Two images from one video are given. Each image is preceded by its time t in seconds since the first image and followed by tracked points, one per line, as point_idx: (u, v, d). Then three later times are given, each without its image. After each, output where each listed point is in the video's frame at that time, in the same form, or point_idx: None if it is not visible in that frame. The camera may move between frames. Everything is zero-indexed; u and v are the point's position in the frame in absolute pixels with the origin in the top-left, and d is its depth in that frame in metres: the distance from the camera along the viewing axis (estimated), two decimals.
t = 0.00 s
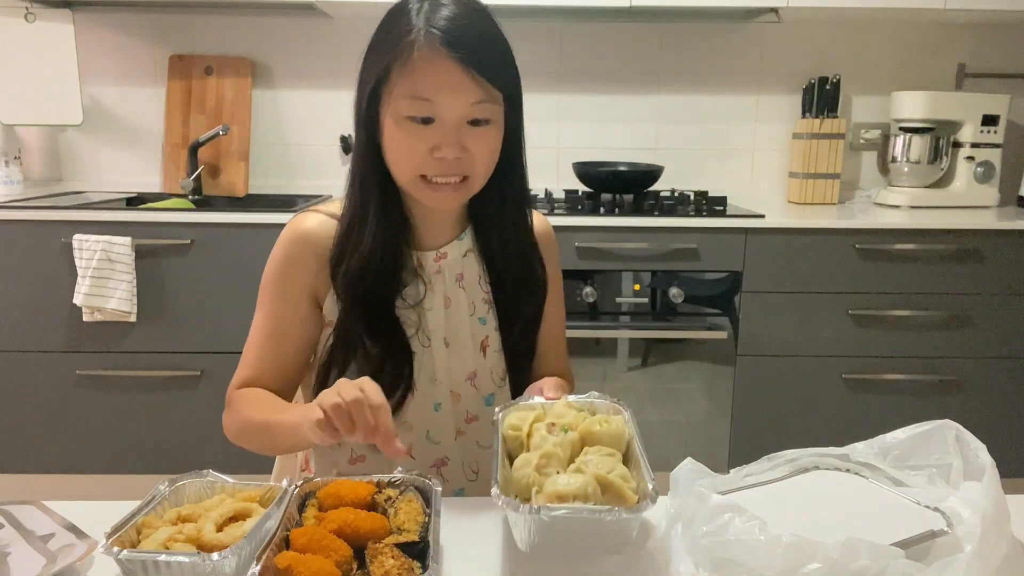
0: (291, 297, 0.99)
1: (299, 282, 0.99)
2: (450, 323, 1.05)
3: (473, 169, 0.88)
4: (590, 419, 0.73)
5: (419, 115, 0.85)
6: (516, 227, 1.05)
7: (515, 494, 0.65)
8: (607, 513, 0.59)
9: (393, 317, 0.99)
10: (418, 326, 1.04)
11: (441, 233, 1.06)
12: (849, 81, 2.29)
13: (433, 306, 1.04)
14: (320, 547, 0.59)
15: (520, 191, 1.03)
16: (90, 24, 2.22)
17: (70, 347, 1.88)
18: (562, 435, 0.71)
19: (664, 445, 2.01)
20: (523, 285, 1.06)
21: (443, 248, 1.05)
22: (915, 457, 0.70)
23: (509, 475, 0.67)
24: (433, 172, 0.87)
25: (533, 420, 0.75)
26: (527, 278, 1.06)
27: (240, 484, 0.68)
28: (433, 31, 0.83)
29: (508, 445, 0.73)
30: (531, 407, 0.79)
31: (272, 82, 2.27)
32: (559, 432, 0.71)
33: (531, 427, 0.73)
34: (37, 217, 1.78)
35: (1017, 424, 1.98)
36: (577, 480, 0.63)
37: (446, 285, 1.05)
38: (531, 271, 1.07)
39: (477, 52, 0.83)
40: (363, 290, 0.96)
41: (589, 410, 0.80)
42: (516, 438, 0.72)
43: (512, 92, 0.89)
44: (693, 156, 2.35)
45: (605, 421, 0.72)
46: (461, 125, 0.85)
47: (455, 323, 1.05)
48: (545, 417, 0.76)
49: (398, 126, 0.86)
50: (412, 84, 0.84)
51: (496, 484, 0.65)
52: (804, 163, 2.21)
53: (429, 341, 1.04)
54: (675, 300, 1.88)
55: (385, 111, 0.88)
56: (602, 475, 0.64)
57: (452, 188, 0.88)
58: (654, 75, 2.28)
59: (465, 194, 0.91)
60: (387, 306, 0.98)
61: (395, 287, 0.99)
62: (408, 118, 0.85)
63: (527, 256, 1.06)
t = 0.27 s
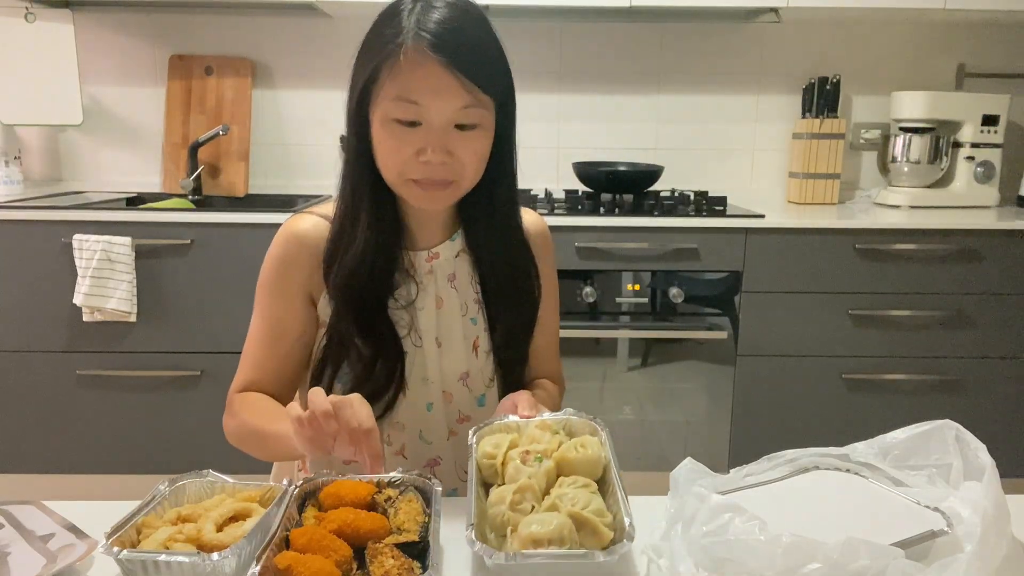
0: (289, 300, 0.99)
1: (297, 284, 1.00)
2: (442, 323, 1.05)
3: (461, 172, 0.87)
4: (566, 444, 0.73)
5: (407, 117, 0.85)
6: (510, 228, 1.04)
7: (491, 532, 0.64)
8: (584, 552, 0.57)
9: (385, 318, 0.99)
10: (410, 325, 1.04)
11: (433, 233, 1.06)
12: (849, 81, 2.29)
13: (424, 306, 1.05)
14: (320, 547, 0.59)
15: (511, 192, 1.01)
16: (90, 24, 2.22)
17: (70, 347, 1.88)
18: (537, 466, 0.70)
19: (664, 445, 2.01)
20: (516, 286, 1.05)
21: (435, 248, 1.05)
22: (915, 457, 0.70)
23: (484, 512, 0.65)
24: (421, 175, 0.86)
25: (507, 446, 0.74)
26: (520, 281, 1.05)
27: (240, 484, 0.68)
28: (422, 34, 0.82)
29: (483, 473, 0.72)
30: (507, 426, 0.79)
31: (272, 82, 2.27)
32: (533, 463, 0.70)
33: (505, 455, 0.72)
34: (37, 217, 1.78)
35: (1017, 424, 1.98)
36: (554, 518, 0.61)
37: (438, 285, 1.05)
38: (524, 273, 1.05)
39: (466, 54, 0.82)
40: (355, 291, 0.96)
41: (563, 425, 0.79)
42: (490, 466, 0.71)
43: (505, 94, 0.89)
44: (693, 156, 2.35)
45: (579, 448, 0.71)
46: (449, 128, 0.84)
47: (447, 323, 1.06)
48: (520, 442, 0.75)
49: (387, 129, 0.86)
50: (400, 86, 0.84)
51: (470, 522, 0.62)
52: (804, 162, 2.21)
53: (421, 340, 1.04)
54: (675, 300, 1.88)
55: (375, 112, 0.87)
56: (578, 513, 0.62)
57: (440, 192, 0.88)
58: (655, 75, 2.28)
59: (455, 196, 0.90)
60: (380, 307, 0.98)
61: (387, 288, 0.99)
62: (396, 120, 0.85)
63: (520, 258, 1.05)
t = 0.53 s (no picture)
0: (288, 302, 0.99)
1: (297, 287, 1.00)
2: (441, 322, 1.06)
3: (460, 170, 0.87)
4: (555, 454, 0.73)
5: (406, 116, 0.85)
6: (510, 226, 1.03)
7: (488, 538, 0.63)
8: (587, 555, 0.57)
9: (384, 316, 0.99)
10: (409, 324, 1.04)
11: (431, 232, 1.06)
12: (849, 81, 2.29)
13: (423, 305, 1.05)
14: (320, 547, 0.59)
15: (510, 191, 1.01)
16: (90, 24, 2.22)
17: (70, 347, 1.88)
18: (529, 472, 0.69)
19: (664, 445, 2.01)
20: (516, 284, 1.05)
21: (434, 247, 1.05)
22: (915, 457, 0.70)
23: (482, 518, 0.64)
24: (420, 173, 0.86)
25: (497, 457, 0.73)
26: (520, 279, 1.05)
27: (240, 484, 0.68)
28: (422, 32, 0.82)
29: (473, 485, 0.70)
30: (492, 438, 0.77)
31: (272, 82, 2.27)
32: (526, 470, 0.70)
33: (495, 464, 0.71)
34: (37, 217, 1.79)
35: (1017, 424, 1.98)
36: (556, 520, 0.61)
37: (437, 284, 1.05)
38: (524, 270, 1.05)
39: (465, 53, 0.82)
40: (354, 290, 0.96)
41: (547, 436, 0.79)
42: (481, 477, 0.70)
43: (504, 93, 0.89)
44: (693, 156, 2.35)
45: (569, 456, 0.71)
46: (448, 126, 0.84)
47: (446, 322, 1.06)
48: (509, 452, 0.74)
49: (386, 127, 0.86)
50: (399, 84, 0.84)
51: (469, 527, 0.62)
52: (804, 162, 2.21)
53: (421, 340, 1.05)
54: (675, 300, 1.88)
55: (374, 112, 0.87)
56: (578, 515, 0.62)
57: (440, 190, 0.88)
58: (655, 75, 2.28)
59: (454, 194, 0.90)
60: (380, 305, 0.98)
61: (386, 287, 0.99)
62: (395, 118, 0.85)
63: (520, 256, 1.05)
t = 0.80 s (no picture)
0: (288, 302, 0.99)
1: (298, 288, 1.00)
2: (442, 320, 1.05)
3: (465, 171, 0.87)
4: (555, 462, 0.72)
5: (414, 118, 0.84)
6: (510, 223, 1.03)
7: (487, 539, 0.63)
8: (585, 551, 0.57)
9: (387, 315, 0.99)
10: (411, 321, 1.04)
11: (433, 230, 1.06)
12: (849, 81, 2.29)
13: (424, 303, 1.05)
14: (325, 537, 0.59)
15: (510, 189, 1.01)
16: (90, 24, 2.22)
17: (70, 347, 1.88)
18: (530, 478, 0.69)
19: (664, 445, 2.01)
20: (517, 281, 1.05)
21: (435, 245, 1.05)
22: (915, 457, 0.70)
23: (481, 519, 0.64)
24: (428, 176, 0.86)
25: (498, 466, 0.72)
26: (521, 276, 1.05)
27: (240, 484, 0.68)
28: (429, 34, 0.82)
29: (474, 494, 0.70)
30: (494, 452, 0.76)
31: (272, 82, 2.27)
32: (527, 477, 0.69)
33: (496, 472, 0.71)
34: (37, 217, 1.78)
35: (1017, 424, 1.98)
36: (555, 518, 0.61)
37: (437, 282, 1.05)
38: (525, 267, 1.06)
39: (471, 56, 0.82)
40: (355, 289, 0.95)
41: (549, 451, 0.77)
42: (482, 484, 0.70)
43: (507, 96, 0.89)
44: (692, 156, 2.35)
45: (570, 464, 0.70)
46: (456, 128, 0.84)
47: (447, 320, 1.06)
48: (510, 462, 0.74)
49: (393, 130, 0.85)
50: (408, 88, 0.83)
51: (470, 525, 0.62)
52: (803, 162, 2.21)
53: (422, 338, 1.05)
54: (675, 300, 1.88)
55: (380, 113, 0.87)
56: (577, 514, 0.62)
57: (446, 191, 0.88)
58: (654, 75, 2.28)
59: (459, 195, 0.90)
60: (382, 303, 0.98)
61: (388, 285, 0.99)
62: (403, 121, 0.85)
63: (521, 253, 1.05)
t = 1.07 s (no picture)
0: (286, 302, 1.00)
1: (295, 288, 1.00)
2: (442, 322, 1.05)
3: (446, 149, 0.87)
4: (554, 462, 0.72)
5: (392, 91, 0.87)
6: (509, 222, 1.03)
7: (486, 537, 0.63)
8: (585, 549, 0.57)
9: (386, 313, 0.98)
10: (411, 323, 1.04)
11: (433, 232, 1.05)
12: (849, 81, 2.29)
13: (424, 304, 1.04)
14: (329, 528, 0.59)
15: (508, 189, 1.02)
16: (90, 24, 2.22)
17: (70, 347, 1.88)
18: (529, 478, 0.68)
19: (664, 445, 2.01)
20: (517, 281, 1.05)
21: (434, 247, 1.04)
22: (915, 457, 0.70)
23: (480, 518, 0.64)
24: (405, 150, 0.86)
25: (497, 467, 0.72)
26: (521, 276, 1.05)
27: (240, 484, 0.68)
28: (408, 11, 0.85)
29: (473, 494, 0.69)
30: (492, 454, 0.76)
31: (272, 82, 2.27)
32: (526, 476, 0.69)
33: (495, 472, 0.70)
34: (37, 217, 1.78)
35: (1017, 424, 1.98)
36: (554, 516, 0.61)
37: (438, 283, 1.05)
38: (525, 267, 1.05)
39: (443, 25, 0.85)
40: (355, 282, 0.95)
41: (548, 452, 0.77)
42: (481, 485, 0.70)
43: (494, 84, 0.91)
44: (692, 156, 2.35)
45: (569, 465, 0.70)
46: (432, 100, 0.86)
47: (447, 321, 1.05)
48: (509, 463, 0.73)
49: (372, 105, 0.87)
50: (385, 61, 0.86)
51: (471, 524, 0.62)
52: (804, 162, 2.21)
53: (423, 340, 1.04)
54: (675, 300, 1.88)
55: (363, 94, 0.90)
56: (577, 512, 0.62)
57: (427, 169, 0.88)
58: (654, 75, 2.28)
59: (443, 173, 0.89)
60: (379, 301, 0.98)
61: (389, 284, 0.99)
62: (381, 94, 0.87)
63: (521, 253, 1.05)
